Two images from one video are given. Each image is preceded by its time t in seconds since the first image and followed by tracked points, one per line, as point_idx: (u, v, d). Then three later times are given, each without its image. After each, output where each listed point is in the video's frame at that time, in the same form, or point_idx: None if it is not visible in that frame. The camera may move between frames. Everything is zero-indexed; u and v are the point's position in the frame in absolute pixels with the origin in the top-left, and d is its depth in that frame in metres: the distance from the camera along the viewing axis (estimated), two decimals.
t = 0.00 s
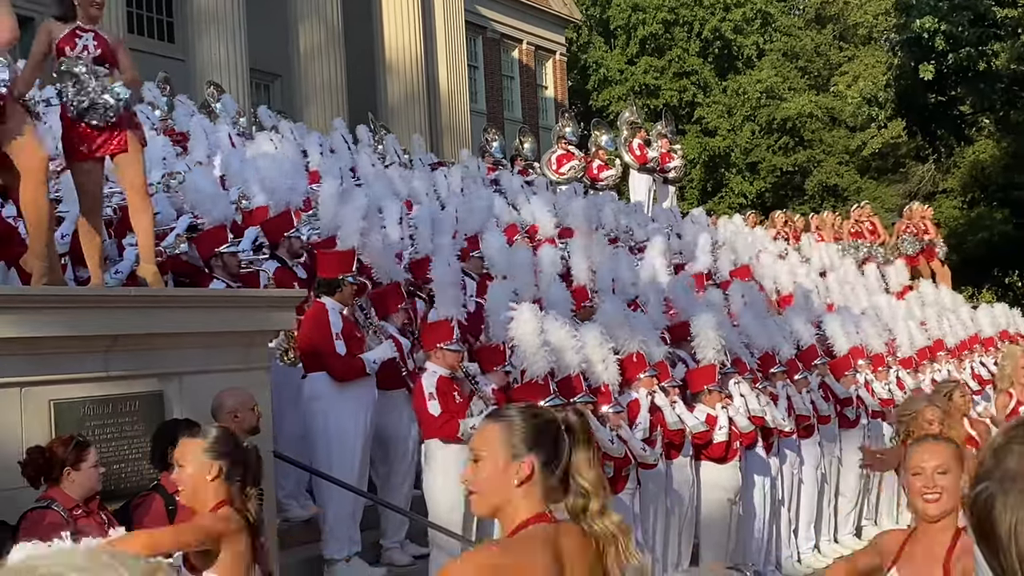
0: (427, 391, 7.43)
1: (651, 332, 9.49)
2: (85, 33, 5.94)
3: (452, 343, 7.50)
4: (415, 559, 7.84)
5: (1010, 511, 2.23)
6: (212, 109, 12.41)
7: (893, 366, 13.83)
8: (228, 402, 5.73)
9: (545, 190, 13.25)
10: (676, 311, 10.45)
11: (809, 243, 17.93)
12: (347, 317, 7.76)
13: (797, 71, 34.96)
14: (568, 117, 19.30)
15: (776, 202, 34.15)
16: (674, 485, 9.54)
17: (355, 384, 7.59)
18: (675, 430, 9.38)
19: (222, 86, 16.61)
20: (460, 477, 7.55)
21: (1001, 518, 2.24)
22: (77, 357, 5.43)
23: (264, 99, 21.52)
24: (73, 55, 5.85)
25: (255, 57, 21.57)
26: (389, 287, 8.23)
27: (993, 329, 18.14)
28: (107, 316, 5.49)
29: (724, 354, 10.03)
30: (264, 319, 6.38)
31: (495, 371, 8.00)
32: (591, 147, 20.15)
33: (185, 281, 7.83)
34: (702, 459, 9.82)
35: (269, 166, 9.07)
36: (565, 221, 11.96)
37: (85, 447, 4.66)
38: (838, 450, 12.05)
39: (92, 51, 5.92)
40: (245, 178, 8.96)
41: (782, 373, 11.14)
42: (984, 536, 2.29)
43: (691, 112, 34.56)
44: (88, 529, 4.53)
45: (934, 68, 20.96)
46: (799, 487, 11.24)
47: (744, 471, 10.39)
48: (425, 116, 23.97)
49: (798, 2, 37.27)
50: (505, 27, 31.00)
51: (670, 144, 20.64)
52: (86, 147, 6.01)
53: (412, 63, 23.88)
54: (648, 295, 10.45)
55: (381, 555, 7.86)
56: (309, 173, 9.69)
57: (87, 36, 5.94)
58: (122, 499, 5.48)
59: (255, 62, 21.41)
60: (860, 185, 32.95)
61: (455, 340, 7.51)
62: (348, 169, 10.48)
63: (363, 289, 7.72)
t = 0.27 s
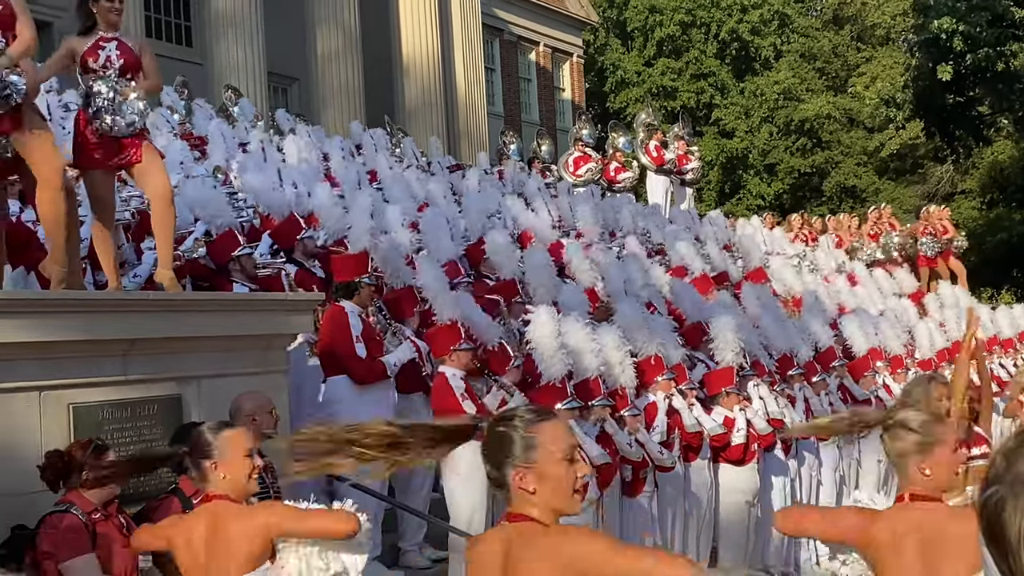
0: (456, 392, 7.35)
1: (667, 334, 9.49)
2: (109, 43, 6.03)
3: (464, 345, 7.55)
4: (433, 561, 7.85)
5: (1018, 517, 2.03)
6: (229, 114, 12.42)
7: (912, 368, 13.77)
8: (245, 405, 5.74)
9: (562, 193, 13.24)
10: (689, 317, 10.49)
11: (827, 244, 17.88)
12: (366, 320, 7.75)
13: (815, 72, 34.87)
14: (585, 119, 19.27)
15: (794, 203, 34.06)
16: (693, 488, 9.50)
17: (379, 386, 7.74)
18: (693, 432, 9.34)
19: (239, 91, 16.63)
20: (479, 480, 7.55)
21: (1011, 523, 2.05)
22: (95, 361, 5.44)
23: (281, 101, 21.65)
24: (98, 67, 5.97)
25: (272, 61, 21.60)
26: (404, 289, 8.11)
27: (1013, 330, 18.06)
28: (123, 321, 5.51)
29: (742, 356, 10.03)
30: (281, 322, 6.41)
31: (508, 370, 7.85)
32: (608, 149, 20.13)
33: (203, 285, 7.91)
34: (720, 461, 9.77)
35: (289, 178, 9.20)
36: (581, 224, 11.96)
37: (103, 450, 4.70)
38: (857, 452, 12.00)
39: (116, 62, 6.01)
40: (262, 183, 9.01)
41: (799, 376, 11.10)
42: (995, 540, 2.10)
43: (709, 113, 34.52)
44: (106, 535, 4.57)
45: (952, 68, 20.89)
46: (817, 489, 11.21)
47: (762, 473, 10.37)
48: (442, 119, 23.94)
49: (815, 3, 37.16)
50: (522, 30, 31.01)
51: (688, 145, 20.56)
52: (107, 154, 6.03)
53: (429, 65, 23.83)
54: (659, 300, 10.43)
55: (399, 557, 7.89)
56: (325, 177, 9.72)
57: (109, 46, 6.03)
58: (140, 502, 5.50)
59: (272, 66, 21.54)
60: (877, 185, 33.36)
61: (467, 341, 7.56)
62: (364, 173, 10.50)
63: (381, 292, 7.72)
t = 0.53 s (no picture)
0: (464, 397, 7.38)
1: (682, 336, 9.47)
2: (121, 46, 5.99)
3: (478, 348, 7.53)
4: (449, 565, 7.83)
5: None
6: (244, 117, 12.44)
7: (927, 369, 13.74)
8: (260, 408, 5.75)
9: (576, 195, 13.24)
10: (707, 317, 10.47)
11: (841, 246, 17.85)
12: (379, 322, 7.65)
13: (830, 73, 34.81)
14: (599, 121, 19.26)
15: (809, 205, 34.01)
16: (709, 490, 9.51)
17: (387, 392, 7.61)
18: (708, 434, 9.41)
19: (254, 94, 16.65)
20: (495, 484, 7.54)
21: None
22: (110, 363, 5.45)
23: (295, 105, 21.69)
24: (109, 69, 5.94)
25: (286, 64, 21.63)
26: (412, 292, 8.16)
27: None
28: (138, 324, 5.51)
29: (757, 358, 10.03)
30: (296, 325, 6.42)
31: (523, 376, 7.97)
32: (622, 151, 20.11)
33: (218, 288, 7.93)
34: (736, 464, 9.79)
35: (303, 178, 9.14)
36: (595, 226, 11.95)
37: (119, 453, 4.68)
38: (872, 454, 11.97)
39: (129, 65, 5.98)
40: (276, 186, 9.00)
41: (815, 378, 11.05)
42: (1008, 541, 2.08)
43: (723, 115, 34.48)
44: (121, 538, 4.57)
45: (967, 70, 20.86)
46: (833, 490, 11.18)
47: (777, 475, 10.37)
48: (456, 121, 23.94)
49: (830, 4, 37.08)
50: (536, 32, 31.02)
51: (702, 147, 20.54)
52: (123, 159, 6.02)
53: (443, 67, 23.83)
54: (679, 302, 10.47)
55: (415, 560, 7.88)
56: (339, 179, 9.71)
57: (121, 48, 5.99)
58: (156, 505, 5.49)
59: (287, 69, 21.62)
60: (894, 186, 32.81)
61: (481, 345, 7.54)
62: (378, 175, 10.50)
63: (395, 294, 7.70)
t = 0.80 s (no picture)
0: (463, 401, 7.45)
1: (697, 338, 9.47)
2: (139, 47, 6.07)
3: (492, 353, 7.55)
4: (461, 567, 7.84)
5: None
6: (259, 120, 12.45)
7: (944, 371, 13.70)
8: (275, 410, 5.76)
9: (590, 197, 13.25)
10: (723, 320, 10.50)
11: (856, 248, 17.81)
12: (392, 323, 7.67)
13: (845, 75, 34.70)
14: (613, 124, 19.24)
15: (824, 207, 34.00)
16: (723, 492, 9.47)
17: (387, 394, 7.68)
18: (723, 437, 9.31)
19: (269, 97, 16.68)
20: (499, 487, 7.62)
21: None
22: (125, 366, 5.46)
23: (309, 108, 21.75)
24: (127, 70, 5.99)
25: (301, 67, 21.66)
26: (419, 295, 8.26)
27: None
28: (152, 327, 5.52)
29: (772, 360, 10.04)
30: (310, 327, 6.43)
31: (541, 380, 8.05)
32: (636, 153, 20.10)
33: (233, 291, 7.99)
34: (750, 466, 9.77)
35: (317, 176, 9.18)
36: (610, 227, 11.97)
37: (133, 456, 4.70)
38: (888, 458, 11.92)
39: (146, 67, 6.05)
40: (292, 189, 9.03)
41: (830, 381, 11.01)
42: None
43: (737, 117, 34.40)
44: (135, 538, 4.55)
45: (982, 71, 20.78)
46: (848, 494, 11.15)
47: (792, 477, 10.37)
48: (470, 124, 23.91)
49: (846, 6, 36.95)
50: (549, 35, 31.02)
51: (716, 149, 20.50)
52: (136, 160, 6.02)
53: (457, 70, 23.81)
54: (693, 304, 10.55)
55: (428, 562, 7.92)
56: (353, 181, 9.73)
57: (138, 49, 6.06)
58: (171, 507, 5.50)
59: (301, 72, 21.64)
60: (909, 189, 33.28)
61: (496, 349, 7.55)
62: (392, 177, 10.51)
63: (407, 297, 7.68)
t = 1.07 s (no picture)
0: (467, 401, 7.46)
1: (714, 341, 9.46)
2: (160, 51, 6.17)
3: (504, 350, 7.51)
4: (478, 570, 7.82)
5: None
6: (277, 122, 12.48)
7: (963, 374, 13.66)
8: (291, 412, 5.77)
9: (607, 199, 13.25)
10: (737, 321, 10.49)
11: (874, 250, 17.76)
12: (404, 326, 7.68)
13: (863, 77, 34.62)
14: (629, 125, 19.23)
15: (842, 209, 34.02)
16: (740, 495, 9.46)
17: (390, 394, 7.64)
18: (740, 439, 9.28)
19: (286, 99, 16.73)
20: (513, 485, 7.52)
21: None
22: (144, 368, 5.48)
23: (327, 110, 21.77)
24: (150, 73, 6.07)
25: (318, 69, 21.70)
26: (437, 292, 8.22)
27: None
28: (171, 329, 5.54)
29: (789, 363, 10.03)
30: (328, 330, 6.44)
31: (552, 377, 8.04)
32: (653, 155, 20.09)
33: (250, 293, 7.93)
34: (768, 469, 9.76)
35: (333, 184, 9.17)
36: (627, 229, 11.95)
37: (150, 457, 4.71)
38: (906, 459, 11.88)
39: (167, 70, 6.13)
40: (309, 192, 9.04)
41: (847, 383, 10.97)
42: None
43: (754, 119, 34.32)
44: (151, 542, 4.60)
45: (1001, 72, 20.71)
46: (866, 496, 11.12)
47: (809, 480, 10.37)
48: (487, 126, 23.91)
49: (863, 8, 36.86)
50: (566, 36, 31.03)
51: (733, 151, 20.48)
52: (159, 164, 6.03)
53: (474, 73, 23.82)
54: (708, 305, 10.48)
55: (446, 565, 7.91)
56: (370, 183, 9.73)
57: (160, 53, 6.17)
58: (189, 509, 5.51)
59: (318, 74, 21.67)
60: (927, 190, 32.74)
61: (506, 346, 7.52)
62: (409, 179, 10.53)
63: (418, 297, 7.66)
